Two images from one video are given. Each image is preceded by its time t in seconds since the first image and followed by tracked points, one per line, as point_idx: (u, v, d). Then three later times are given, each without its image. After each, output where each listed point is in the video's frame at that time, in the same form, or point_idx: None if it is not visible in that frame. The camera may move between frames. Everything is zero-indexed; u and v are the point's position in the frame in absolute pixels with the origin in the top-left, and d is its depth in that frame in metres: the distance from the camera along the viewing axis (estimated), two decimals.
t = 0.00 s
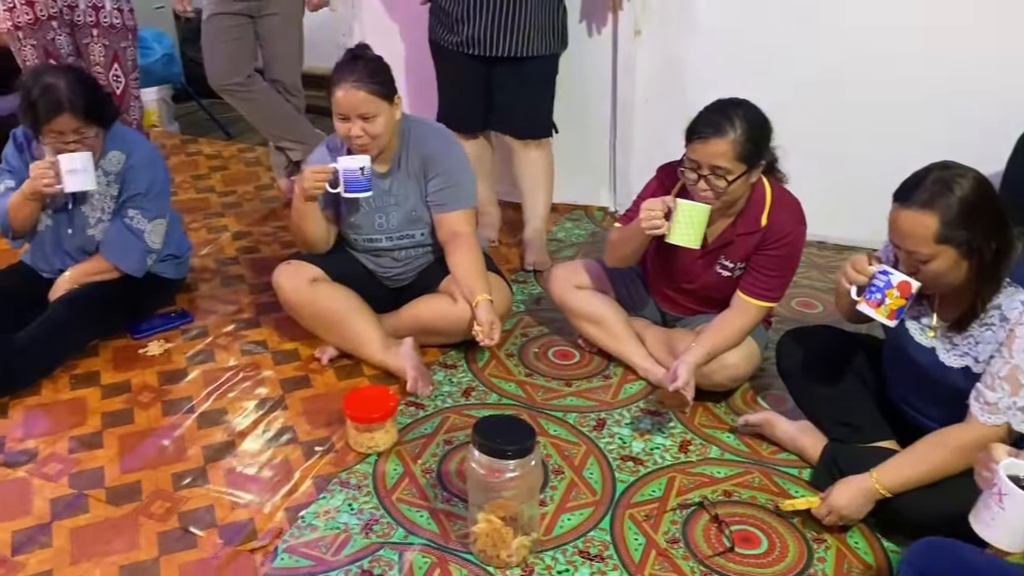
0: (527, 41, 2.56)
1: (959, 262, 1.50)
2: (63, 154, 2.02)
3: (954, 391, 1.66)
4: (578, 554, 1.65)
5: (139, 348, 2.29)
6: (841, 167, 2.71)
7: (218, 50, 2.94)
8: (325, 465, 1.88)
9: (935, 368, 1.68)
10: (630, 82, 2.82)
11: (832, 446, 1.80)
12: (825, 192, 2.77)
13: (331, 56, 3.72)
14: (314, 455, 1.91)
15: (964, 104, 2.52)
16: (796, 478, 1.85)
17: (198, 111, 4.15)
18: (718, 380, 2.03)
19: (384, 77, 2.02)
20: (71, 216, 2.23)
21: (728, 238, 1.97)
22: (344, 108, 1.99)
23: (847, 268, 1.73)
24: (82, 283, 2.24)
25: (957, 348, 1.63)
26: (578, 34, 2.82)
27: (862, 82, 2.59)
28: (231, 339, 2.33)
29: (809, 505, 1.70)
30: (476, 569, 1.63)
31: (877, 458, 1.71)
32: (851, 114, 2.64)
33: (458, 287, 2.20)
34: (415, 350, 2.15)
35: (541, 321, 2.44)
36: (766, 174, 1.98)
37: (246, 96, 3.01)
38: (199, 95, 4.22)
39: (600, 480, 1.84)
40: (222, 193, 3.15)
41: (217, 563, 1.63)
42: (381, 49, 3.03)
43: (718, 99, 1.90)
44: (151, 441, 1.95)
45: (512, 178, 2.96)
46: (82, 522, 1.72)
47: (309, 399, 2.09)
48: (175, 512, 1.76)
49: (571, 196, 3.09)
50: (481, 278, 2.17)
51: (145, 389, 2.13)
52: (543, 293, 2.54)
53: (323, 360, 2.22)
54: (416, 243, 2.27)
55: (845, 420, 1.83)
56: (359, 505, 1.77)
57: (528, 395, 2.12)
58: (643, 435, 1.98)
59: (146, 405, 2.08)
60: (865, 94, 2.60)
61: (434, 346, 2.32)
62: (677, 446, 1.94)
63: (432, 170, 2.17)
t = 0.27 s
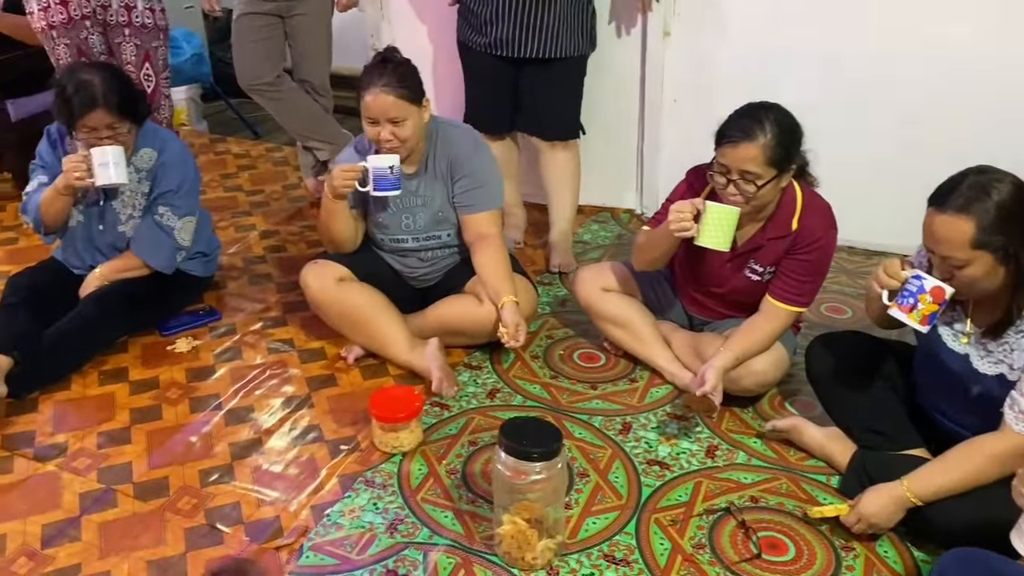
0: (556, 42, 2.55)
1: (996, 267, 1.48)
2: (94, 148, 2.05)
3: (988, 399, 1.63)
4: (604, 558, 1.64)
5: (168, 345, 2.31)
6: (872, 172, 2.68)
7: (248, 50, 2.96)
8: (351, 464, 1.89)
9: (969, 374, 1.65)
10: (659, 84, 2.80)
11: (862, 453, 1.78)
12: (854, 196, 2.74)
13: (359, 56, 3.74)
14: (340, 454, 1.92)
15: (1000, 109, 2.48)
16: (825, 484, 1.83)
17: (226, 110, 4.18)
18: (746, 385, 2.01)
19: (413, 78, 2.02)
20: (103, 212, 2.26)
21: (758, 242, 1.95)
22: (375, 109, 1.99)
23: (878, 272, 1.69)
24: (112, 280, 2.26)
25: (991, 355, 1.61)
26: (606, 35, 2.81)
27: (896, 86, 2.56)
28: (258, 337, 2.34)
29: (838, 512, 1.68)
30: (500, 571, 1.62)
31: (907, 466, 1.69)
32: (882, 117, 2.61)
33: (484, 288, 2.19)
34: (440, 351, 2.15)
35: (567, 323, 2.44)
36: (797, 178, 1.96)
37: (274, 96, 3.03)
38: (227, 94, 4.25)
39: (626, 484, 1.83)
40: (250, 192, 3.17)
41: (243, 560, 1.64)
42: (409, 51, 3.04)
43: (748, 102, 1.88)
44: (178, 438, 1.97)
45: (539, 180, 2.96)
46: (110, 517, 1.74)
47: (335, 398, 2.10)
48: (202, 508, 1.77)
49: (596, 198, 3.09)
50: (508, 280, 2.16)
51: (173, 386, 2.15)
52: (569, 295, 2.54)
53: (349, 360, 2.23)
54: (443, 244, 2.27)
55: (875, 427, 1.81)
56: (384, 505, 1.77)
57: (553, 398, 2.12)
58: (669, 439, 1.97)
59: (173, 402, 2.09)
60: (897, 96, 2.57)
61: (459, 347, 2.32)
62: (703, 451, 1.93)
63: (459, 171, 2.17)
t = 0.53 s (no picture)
0: (573, 44, 2.55)
1: (1020, 273, 1.46)
2: (113, 145, 2.06)
3: (1010, 406, 1.61)
4: (619, 563, 1.64)
5: (185, 345, 2.33)
6: (892, 175, 2.66)
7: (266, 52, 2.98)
8: (366, 465, 1.89)
9: (990, 381, 1.63)
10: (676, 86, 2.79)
11: (880, 459, 1.76)
12: (875, 199, 2.71)
13: (376, 58, 3.75)
14: (356, 455, 1.92)
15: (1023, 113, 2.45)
16: (842, 491, 1.82)
17: (244, 112, 4.20)
18: (763, 391, 2.00)
19: (430, 82, 2.02)
20: (122, 211, 2.27)
21: (776, 246, 1.94)
22: (393, 112, 2.00)
23: (899, 276, 1.70)
24: (130, 280, 2.28)
25: (1013, 362, 1.58)
26: (624, 38, 2.81)
27: (917, 89, 2.54)
28: (275, 338, 2.35)
29: (856, 520, 1.67)
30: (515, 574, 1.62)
31: (926, 473, 1.67)
32: (901, 121, 2.59)
33: (500, 290, 2.19)
34: (456, 353, 2.15)
35: (583, 326, 2.43)
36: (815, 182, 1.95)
37: (292, 97, 3.05)
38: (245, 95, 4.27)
39: (642, 489, 1.82)
40: (268, 193, 3.18)
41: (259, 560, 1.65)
42: (425, 53, 3.05)
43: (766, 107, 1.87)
44: (195, 438, 1.98)
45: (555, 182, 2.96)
46: (127, 516, 1.75)
47: (350, 400, 2.10)
48: (218, 508, 1.78)
49: (613, 200, 3.09)
50: (524, 282, 2.16)
51: (190, 386, 2.16)
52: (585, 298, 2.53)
53: (365, 361, 2.23)
54: (459, 246, 2.28)
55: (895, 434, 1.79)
56: (399, 507, 1.77)
57: (568, 401, 2.11)
58: (685, 444, 1.96)
59: (191, 402, 2.10)
60: (916, 100, 2.55)
61: (475, 349, 2.32)
62: (720, 456, 1.92)
63: (476, 173, 2.17)
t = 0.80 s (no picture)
0: (582, 46, 2.54)
1: None
2: (125, 149, 2.06)
3: None
4: (628, 567, 1.63)
5: (194, 346, 2.33)
6: (903, 177, 2.65)
7: (275, 54, 2.98)
8: (375, 468, 1.89)
9: (1003, 385, 1.62)
10: (685, 89, 2.79)
11: (891, 464, 1.75)
12: (884, 201, 2.71)
13: (385, 59, 3.75)
14: (364, 457, 1.92)
15: None
16: (853, 495, 1.81)
17: (252, 113, 4.21)
18: (773, 394, 1.99)
19: (439, 85, 2.02)
20: (130, 213, 2.28)
21: (786, 249, 1.93)
22: (402, 114, 2.00)
23: (902, 288, 1.71)
24: (139, 281, 2.28)
25: None
26: (633, 39, 2.80)
27: (929, 91, 2.52)
28: (283, 340, 2.35)
29: (867, 524, 1.66)
30: None
31: (938, 477, 1.66)
32: (911, 123, 2.58)
33: (508, 292, 2.19)
34: (464, 355, 2.15)
35: (591, 328, 2.42)
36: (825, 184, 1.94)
37: (300, 99, 3.05)
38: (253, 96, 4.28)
39: (651, 493, 1.82)
40: (276, 194, 3.18)
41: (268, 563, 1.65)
42: (434, 55, 3.05)
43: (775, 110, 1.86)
44: (204, 440, 1.98)
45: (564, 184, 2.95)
46: (137, 518, 1.75)
47: (359, 402, 2.10)
48: (227, 511, 1.78)
49: (622, 202, 3.08)
50: (533, 285, 2.16)
51: (199, 387, 2.16)
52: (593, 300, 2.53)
53: (373, 363, 2.23)
54: (468, 248, 2.27)
55: (907, 438, 1.78)
56: (408, 509, 1.77)
57: (577, 403, 2.11)
58: (695, 447, 1.96)
59: (200, 403, 2.11)
60: (926, 102, 2.54)
61: (483, 351, 2.31)
62: (730, 460, 1.91)
63: (485, 175, 2.17)
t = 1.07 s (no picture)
0: (582, 49, 2.54)
1: None
2: (127, 167, 2.05)
3: None
4: (633, 571, 1.62)
5: (196, 351, 2.32)
6: (905, 178, 2.64)
7: (274, 57, 2.98)
8: (378, 472, 1.88)
9: (1008, 387, 1.62)
10: (686, 91, 2.78)
11: (895, 467, 1.75)
12: (885, 203, 2.70)
13: (385, 62, 3.75)
14: (367, 462, 1.91)
15: None
16: (857, 497, 1.80)
17: (252, 117, 4.20)
18: (776, 397, 1.99)
19: (440, 88, 2.02)
20: (131, 219, 2.27)
21: (788, 251, 1.93)
22: (404, 118, 1.99)
23: (901, 297, 1.70)
24: (139, 286, 2.26)
25: None
26: (633, 41, 2.80)
27: (929, 92, 2.52)
28: (285, 344, 2.34)
29: (872, 527, 1.65)
30: None
31: (943, 480, 1.66)
32: (911, 125, 2.57)
33: (510, 295, 2.18)
34: (466, 359, 2.14)
35: (593, 331, 2.42)
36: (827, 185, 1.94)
37: (300, 103, 3.05)
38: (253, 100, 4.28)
39: (655, 496, 1.81)
40: (276, 198, 3.18)
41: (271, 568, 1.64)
42: (433, 58, 3.04)
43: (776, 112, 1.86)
44: (206, 445, 1.97)
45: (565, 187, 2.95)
46: (139, 524, 1.74)
47: (361, 406, 2.10)
48: (229, 516, 1.77)
49: (623, 204, 3.08)
50: (535, 288, 2.15)
51: (200, 392, 2.15)
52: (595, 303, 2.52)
53: (375, 367, 2.22)
54: (469, 251, 2.27)
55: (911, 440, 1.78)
56: (412, 514, 1.76)
57: (580, 407, 2.10)
58: (698, 450, 1.95)
59: (201, 408, 2.10)
60: (926, 104, 2.53)
61: (485, 355, 2.31)
62: (733, 463, 1.91)
63: (486, 178, 2.17)
